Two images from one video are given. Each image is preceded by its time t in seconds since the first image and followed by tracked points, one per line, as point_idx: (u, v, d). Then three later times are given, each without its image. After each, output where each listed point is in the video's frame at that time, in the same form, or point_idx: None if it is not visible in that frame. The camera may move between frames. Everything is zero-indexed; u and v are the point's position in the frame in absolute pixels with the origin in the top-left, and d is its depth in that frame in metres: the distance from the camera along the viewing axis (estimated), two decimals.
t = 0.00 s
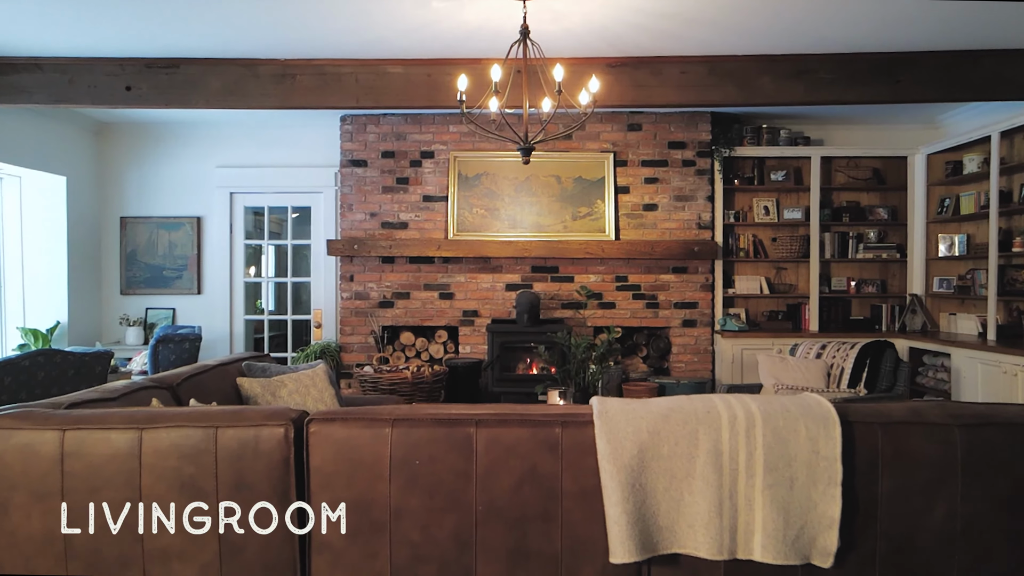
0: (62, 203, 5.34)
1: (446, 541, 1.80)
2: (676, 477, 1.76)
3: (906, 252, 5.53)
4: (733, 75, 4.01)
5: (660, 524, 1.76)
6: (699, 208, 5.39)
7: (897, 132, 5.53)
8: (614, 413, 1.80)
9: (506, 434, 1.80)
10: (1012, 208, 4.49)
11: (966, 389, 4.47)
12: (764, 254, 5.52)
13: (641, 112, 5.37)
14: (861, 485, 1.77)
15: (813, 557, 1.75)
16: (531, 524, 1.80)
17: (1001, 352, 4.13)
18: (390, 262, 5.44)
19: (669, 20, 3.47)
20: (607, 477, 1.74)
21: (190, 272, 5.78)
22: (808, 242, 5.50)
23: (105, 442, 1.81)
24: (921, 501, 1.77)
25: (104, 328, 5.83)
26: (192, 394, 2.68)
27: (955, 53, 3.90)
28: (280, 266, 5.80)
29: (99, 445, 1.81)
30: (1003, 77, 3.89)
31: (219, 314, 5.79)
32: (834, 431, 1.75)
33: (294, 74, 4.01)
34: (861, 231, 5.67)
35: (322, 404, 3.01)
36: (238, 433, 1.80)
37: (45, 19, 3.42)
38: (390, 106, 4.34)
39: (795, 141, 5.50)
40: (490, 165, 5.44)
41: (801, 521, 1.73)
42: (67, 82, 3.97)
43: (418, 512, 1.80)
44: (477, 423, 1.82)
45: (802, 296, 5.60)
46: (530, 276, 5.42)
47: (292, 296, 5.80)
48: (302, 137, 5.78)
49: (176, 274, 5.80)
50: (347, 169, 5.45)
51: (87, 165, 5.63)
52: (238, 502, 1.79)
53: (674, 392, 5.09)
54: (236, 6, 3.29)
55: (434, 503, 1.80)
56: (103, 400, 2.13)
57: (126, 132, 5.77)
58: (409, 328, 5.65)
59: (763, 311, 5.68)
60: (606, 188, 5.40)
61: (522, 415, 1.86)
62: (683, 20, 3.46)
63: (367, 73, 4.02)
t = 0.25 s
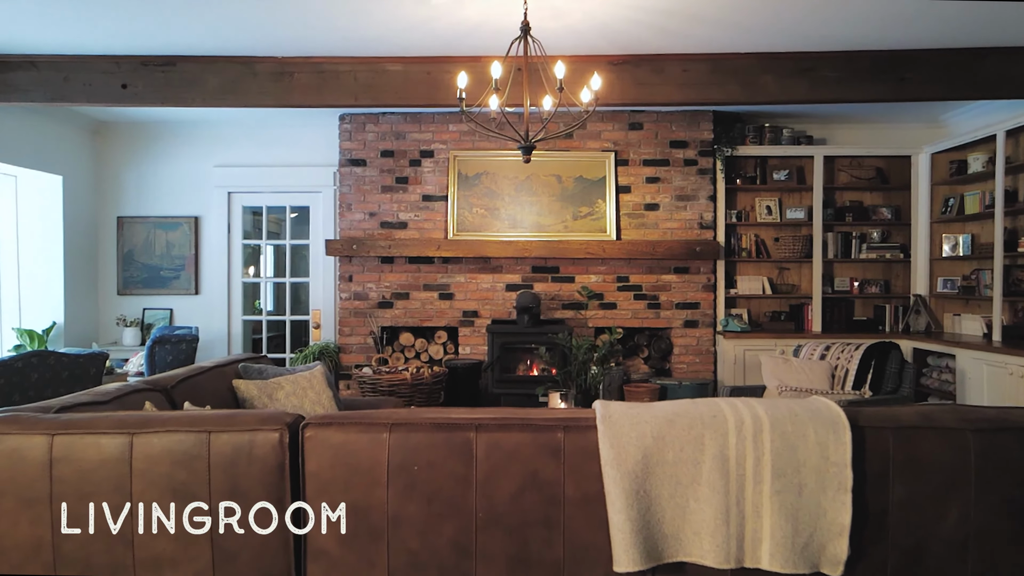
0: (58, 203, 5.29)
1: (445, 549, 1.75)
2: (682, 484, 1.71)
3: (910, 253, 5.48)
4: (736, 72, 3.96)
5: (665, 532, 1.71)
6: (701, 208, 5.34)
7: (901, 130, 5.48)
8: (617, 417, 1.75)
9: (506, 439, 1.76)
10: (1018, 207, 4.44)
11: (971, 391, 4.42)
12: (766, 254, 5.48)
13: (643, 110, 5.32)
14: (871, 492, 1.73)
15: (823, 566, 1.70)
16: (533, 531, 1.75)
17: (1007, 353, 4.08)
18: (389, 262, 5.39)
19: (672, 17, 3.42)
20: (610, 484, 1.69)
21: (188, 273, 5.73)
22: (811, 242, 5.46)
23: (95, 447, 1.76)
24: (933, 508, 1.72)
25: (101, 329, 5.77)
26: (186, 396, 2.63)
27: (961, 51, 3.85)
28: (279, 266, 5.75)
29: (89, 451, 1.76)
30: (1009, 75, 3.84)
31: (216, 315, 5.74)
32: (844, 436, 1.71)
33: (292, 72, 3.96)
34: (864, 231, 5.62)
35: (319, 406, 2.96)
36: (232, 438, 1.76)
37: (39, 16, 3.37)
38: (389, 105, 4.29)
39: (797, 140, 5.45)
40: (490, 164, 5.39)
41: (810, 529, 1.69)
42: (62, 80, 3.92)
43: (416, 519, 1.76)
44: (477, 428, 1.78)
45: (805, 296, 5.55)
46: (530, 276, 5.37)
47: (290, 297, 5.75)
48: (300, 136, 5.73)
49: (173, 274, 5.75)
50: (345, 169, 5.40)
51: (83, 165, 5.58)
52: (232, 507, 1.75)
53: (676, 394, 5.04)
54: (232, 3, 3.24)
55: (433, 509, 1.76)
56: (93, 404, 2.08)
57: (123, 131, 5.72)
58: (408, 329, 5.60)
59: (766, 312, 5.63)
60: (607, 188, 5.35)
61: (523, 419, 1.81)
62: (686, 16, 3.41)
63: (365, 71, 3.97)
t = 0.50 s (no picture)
0: (55, 202, 5.25)
1: (445, 555, 1.71)
2: (686, 489, 1.67)
3: (913, 253, 5.44)
4: (738, 70, 3.92)
5: (669, 538, 1.67)
6: (702, 207, 5.30)
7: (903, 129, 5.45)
8: (620, 421, 1.71)
9: (507, 443, 1.72)
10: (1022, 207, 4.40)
11: (976, 392, 4.37)
12: (768, 254, 5.44)
13: (644, 109, 5.28)
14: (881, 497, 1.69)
15: (831, 573, 1.66)
16: (534, 537, 1.71)
17: (1012, 354, 4.04)
18: (388, 262, 5.35)
19: (674, 14, 3.38)
20: (613, 488, 1.65)
21: (185, 273, 5.69)
22: (813, 242, 5.42)
23: (85, 451, 1.72)
24: (943, 514, 1.68)
25: (98, 329, 5.73)
26: (182, 398, 2.59)
27: (966, 48, 3.81)
28: (277, 266, 5.71)
29: (79, 455, 1.72)
30: (1015, 73, 3.80)
31: (215, 315, 5.70)
32: (853, 440, 1.66)
33: (290, 70, 3.93)
34: (867, 230, 5.58)
35: (317, 408, 2.92)
36: (226, 442, 1.72)
37: (33, 13, 3.33)
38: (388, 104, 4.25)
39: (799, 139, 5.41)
40: (490, 163, 5.35)
41: (818, 535, 1.64)
42: (58, 78, 3.88)
43: (414, 525, 1.71)
44: (477, 432, 1.73)
45: (807, 297, 5.51)
46: (530, 276, 5.33)
47: (289, 297, 5.71)
48: (299, 135, 5.69)
49: (171, 275, 5.71)
50: (344, 168, 5.36)
51: (80, 165, 5.54)
52: (226, 513, 1.71)
53: (677, 395, 5.00)
54: None
55: (432, 515, 1.72)
56: (85, 406, 2.05)
57: (121, 130, 5.68)
58: (408, 329, 5.56)
59: (768, 312, 5.60)
60: (608, 187, 5.31)
61: (524, 423, 1.77)
62: (689, 13, 3.37)
63: (364, 68, 3.93)
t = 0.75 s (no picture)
0: (51, 201, 5.21)
1: (444, 561, 1.67)
2: (692, 494, 1.62)
3: (917, 252, 5.39)
4: (741, 68, 3.88)
5: (675, 545, 1.62)
6: (704, 207, 5.26)
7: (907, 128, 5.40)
8: (624, 424, 1.66)
9: (507, 446, 1.67)
10: None
11: (981, 393, 4.32)
12: (771, 253, 5.39)
13: (646, 108, 5.24)
14: (892, 502, 1.64)
15: None
16: (536, 543, 1.66)
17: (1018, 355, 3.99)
18: (388, 262, 5.31)
19: (677, 10, 3.33)
20: (617, 494, 1.60)
21: (183, 272, 5.65)
22: (816, 242, 5.37)
23: (74, 456, 1.68)
24: (957, 520, 1.63)
25: (96, 329, 5.69)
26: (177, 400, 2.55)
27: (973, 45, 3.76)
28: (276, 266, 5.66)
29: (68, 459, 1.68)
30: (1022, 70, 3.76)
31: (213, 315, 5.66)
32: (864, 444, 1.62)
33: (288, 68, 3.88)
34: (871, 230, 5.53)
35: (314, 410, 2.88)
36: (219, 446, 1.67)
37: (26, 9, 3.28)
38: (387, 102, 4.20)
39: (802, 138, 5.37)
40: (490, 162, 5.31)
41: (828, 541, 1.59)
42: (53, 75, 3.84)
43: (412, 531, 1.67)
44: (477, 435, 1.69)
45: (810, 297, 5.46)
46: (531, 276, 5.28)
47: (287, 297, 5.67)
48: (298, 134, 5.65)
49: (169, 275, 5.66)
50: (344, 167, 5.32)
51: (77, 164, 5.50)
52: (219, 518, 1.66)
53: (679, 396, 4.97)
54: None
55: (431, 520, 1.67)
56: (76, 409, 2.00)
57: (118, 129, 5.64)
58: (407, 330, 5.51)
59: (770, 312, 5.55)
60: (609, 186, 5.26)
61: (525, 426, 1.72)
62: (692, 10, 3.32)
63: (363, 66, 3.89)
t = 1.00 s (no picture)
0: (48, 200, 5.17)
1: (443, 568, 1.62)
2: (697, 499, 1.58)
3: (920, 252, 5.35)
4: (744, 65, 3.84)
5: (679, 551, 1.58)
6: (706, 206, 5.21)
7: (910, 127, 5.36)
8: (627, 427, 1.62)
9: (508, 450, 1.63)
10: None
11: (986, 394, 4.28)
12: (773, 253, 5.35)
13: (647, 106, 5.19)
14: (903, 507, 1.60)
15: None
16: (537, 549, 1.62)
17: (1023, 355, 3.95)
18: (387, 262, 5.27)
19: (679, 7, 3.29)
20: (620, 498, 1.56)
21: (181, 272, 5.61)
22: (819, 241, 5.33)
23: (63, 459, 1.63)
24: (968, 525, 1.59)
25: (93, 329, 5.65)
26: (171, 401, 2.50)
27: (978, 43, 3.72)
28: (274, 265, 5.62)
29: (57, 463, 1.63)
30: None
31: (211, 315, 5.62)
32: (874, 448, 1.58)
33: (285, 65, 3.84)
34: (873, 229, 5.49)
35: (312, 411, 2.84)
36: (212, 450, 1.63)
37: (21, 5, 3.24)
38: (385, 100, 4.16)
39: (805, 136, 5.33)
40: (490, 161, 5.26)
41: (837, 548, 1.55)
42: (48, 73, 3.79)
43: (410, 537, 1.62)
44: (477, 438, 1.65)
45: (813, 297, 5.42)
46: (531, 276, 5.24)
47: (286, 297, 5.63)
48: (296, 132, 5.61)
49: (166, 274, 5.62)
50: (342, 166, 5.28)
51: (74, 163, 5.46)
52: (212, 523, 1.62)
53: (681, 397, 4.93)
54: None
55: (430, 526, 1.63)
56: (67, 411, 1.96)
57: (116, 127, 5.60)
58: (407, 330, 5.47)
59: (773, 312, 5.50)
60: (610, 186, 5.23)
61: (526, 429, 1.68)
62: (694, 6, 3.28)
63: (362, 63, 3.85)
